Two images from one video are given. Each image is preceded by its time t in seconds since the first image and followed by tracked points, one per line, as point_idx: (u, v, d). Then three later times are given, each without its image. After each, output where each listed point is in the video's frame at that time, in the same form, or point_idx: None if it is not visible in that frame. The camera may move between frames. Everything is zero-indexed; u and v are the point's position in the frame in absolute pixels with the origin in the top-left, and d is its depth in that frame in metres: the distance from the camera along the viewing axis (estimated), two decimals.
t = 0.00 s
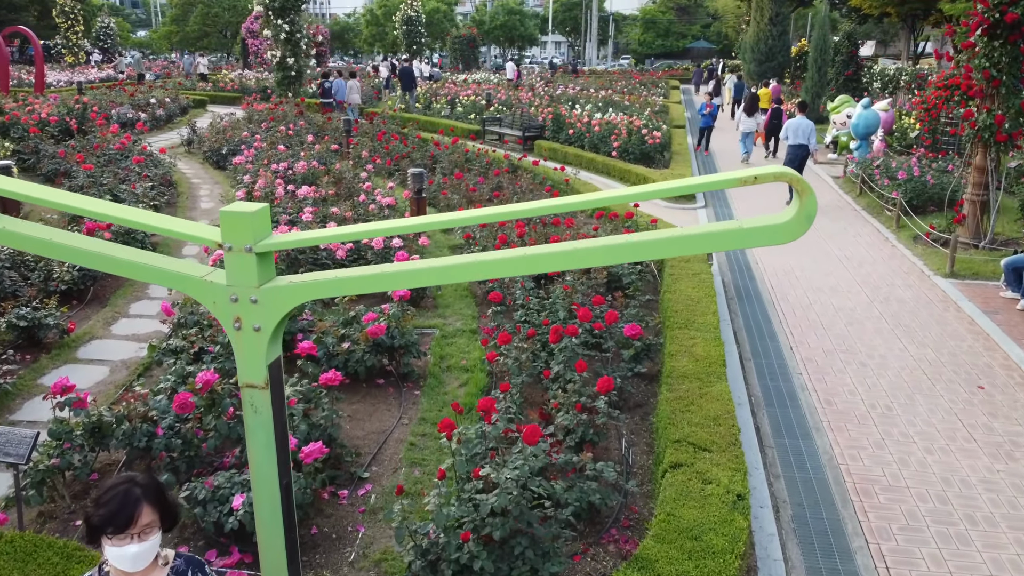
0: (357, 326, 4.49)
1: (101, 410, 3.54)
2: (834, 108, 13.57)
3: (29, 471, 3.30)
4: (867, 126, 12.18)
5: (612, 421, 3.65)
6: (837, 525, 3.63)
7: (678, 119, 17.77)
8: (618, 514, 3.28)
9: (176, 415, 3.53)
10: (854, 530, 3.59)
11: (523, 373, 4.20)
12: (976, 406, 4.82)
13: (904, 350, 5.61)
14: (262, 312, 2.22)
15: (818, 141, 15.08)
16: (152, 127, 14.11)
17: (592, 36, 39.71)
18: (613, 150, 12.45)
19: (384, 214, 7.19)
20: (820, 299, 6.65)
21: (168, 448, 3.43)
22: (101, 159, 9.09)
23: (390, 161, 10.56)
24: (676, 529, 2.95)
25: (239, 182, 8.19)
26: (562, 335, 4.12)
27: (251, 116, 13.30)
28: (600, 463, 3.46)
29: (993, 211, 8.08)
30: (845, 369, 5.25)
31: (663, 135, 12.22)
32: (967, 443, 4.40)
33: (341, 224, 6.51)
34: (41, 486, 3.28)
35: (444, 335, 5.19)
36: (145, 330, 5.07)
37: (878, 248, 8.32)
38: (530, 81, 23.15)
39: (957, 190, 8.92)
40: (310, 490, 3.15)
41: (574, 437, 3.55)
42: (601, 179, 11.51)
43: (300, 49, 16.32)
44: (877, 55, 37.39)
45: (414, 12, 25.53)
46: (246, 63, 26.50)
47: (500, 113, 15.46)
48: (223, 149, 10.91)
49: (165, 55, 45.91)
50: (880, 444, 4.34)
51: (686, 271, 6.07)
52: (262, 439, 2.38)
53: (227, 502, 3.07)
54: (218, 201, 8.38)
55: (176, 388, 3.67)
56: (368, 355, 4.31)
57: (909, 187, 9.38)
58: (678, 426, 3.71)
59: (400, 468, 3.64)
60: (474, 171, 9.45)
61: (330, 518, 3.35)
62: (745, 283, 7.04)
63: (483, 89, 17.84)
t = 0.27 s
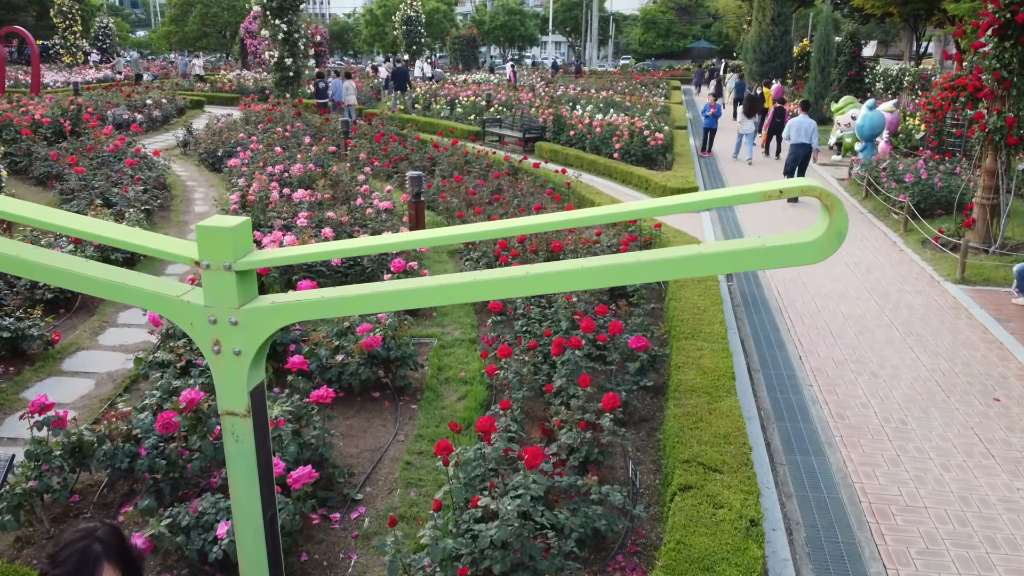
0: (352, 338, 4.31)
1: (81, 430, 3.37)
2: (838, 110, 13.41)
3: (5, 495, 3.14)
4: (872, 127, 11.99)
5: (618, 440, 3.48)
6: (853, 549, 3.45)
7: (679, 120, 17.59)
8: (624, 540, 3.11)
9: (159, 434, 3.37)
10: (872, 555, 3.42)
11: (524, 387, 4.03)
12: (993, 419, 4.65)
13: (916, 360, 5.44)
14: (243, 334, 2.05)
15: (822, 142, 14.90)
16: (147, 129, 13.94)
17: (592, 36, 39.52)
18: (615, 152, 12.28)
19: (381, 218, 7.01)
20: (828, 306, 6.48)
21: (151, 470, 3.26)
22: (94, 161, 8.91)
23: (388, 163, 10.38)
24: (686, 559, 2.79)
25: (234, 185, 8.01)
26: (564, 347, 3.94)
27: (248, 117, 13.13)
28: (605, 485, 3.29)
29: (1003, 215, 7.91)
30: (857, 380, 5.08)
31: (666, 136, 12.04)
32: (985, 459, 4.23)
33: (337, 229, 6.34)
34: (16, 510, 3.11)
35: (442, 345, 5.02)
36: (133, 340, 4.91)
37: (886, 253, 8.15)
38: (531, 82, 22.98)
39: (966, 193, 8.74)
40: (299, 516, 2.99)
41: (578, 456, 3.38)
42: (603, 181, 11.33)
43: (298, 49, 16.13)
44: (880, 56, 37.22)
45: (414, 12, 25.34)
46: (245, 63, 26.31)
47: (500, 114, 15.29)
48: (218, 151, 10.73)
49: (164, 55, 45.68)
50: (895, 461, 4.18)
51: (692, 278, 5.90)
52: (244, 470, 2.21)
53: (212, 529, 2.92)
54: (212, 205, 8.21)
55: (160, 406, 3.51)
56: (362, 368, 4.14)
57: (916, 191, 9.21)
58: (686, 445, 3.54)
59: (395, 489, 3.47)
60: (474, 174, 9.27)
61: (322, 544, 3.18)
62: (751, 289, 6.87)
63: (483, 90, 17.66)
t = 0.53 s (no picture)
0: (344, 350, 4.14)
1: (59, 450, 3.21)
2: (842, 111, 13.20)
3: None
4: (877, 128, 11.81)
5: (624, 460, 3.31)
6: None
7: (681, 121, 17.43)
8: (630, 568, 2.94)
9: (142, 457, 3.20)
10: None
11: (524, 402, 3.85)
12: (1013, 433, 4.46)
13: (929, 370, 5.27)
14: (219, 360, 1.89)
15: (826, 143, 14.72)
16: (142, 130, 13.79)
17: (593, 37, 39.35)
18: (616, 154, 12.11)
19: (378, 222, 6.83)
20: (837, 313, 6.31)
21: (132, 494, 3.10)
22: (87, 163, 8.75)
23: (387, 165, 10.22)
24: None
25: (228, 188, 7.84)
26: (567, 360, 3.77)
27: (245, 118, 12.97)
28: (610, 510, 3.12)
29: (1015, 219, 7.72)
30: (869, 393, 4.90)
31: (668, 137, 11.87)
32: (1006, 476, 4.05)
33: (332, 234, 6.16)
34: None
35: (440, 355, 4.85)
36: (121, 351, 4.74)
37: (895, 258, 7.98)
38: (531, 82, 22.83)
39: (975, 196, 8.56)
40: (285, 545, 2.82)
41: (581, 477, 3.21)
42: (604, 183, 11.16)
43: (296, 49, 15.96)
44: (881, 56, 37.11)
45: (414, 12, 25.21)
46: (244, 64, 26.16)
47: (500, 115, 15.13)
48: (214, 152, 10.56)
49: (164, 55, 45.54)
50: (911, 481, 3.99)
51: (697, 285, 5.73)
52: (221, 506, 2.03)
53: (194, 559, 2.77)
54: (206, 208, 8.04)
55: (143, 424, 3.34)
56: (356, 382, 3.97)
57: (924, 194, 9.02)
58: (696, 466, 3.37)
59: (390, 513, 3.30)
60: (473, 177, 9.10)
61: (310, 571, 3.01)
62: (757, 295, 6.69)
63: (483, 90, 17.50)
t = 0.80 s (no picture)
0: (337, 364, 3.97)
1: (33, 474, 3.03)
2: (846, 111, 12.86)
3: None
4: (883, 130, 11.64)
5: (630, 483, 3.14)
6: None
7: (683, 121, 17.26)
8: None
9: (120, 481, 3.03)
10: None
11: (524, 419, 3.68)
12: None
13: (942, 382, 5.10)
14: (190, 391, 1.72)
15: (830, 145, 14.55)
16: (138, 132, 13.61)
17: (593, 37, 39.18)
18: (618, 156, 11.93)
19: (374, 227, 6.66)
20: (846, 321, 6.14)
21: (110, 521, 2.93)
22: (79, 166, 8.57)
23: (384, 167, 10.05)
24: None
25: (222, 192, 7.66)
26: (570, 375, 3.60)
27: (241, 120, 12.79)
28: (616, 537, 2.94)
29: None
30: (882, 406, 4.73)
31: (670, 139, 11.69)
32: None
33: (327, 239, 5.98)
34: None
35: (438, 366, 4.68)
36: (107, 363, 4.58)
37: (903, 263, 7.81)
38: (531, 83, 22.66)
39: (984, 199, 8.39)
40: None
41: (585, 502, 3.03)
42: (606, 186, 10.99)
43: (294, 49, 15.83)
44: (883, 57, 36.96)
45: (414, 12, 25.05)
46: (242, 64, 25.98)
47: (500, 116, 14.96)
48: (209, 154, 10.39)
49: (163, 55, 45.38)
50: (928, 500, 3.82)
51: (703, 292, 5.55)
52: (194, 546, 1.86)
53: None
54: (199, 212, 7.86)
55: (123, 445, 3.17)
56: (349, 397, 3.80)
57: (932, 197, 8.89)
58: (705, 489, 3.20)
59: (383, 539, 3.12)
60: (472, 180, 8.93)
61: None
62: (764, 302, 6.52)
63: (483, 91, 17.32)
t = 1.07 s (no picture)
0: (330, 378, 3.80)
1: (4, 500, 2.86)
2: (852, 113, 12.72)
3: None
4: (889, 131, 11.44)
5: (637, 509, 2.96)
6: None
7: (685, 122, 17.08)
8: None
9: (97, 507, 2.85)
10: None
11: (525, 437, 3.50)
12: None
13: (958, 394, 4.92)
14: (156, 430, 1.55)
15: (835, 146, 14.35)
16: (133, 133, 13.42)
17: (594, 37, 38.98)
18: (620, 157, 11.75)
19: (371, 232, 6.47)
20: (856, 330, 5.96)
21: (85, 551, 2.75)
22: (70, 169, 8.39)
23: (382, 169, 9.86)
24: None
25: (216, 196, 7.48)
26: (573, 392, 3.42)
27: (237, 120, 12.61)
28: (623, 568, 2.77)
29: None
30: (896, 420, 4.56)
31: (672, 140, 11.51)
32: None
33: (322, 245, 5.79)
34: None
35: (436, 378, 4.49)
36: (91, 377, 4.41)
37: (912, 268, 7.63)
38: (532, 83, 22.47)
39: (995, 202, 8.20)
40: None
41: (590, 530, 2.86)
42: (608, 188, 10.81)
43: (292, 49, 15.66)
44: (886, 57, 36.77)
45: (413, 11, 24.86)
46: (241, 65, 25.78)
47: (500, 116, 14.77)
48: (204, 156, 10.21)
49: (162, 55, 45.18)
50: (947, 523, 3.64)
51: (710, 299, 5.35)
52: None
53: None
54: (193, 216, 7.68)
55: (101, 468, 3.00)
56: (342, 414, 3.62)
57: (940, 200, 8.71)
58: (717, 515, 3.02)
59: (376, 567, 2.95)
60: (471, 183, 8.75)
61: None
62: (771, 309, 6.34)
63: (483, 91, 17.14)
